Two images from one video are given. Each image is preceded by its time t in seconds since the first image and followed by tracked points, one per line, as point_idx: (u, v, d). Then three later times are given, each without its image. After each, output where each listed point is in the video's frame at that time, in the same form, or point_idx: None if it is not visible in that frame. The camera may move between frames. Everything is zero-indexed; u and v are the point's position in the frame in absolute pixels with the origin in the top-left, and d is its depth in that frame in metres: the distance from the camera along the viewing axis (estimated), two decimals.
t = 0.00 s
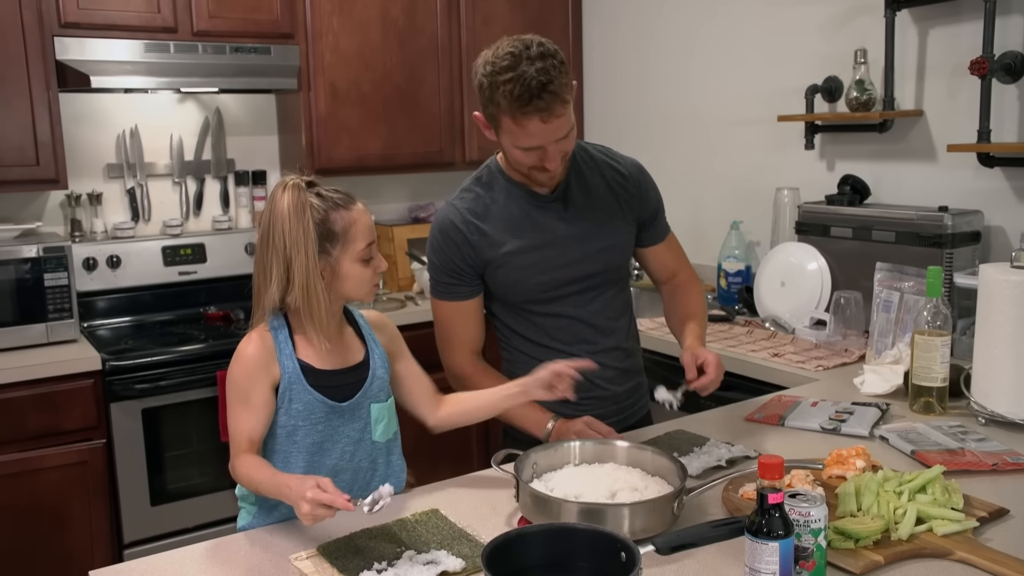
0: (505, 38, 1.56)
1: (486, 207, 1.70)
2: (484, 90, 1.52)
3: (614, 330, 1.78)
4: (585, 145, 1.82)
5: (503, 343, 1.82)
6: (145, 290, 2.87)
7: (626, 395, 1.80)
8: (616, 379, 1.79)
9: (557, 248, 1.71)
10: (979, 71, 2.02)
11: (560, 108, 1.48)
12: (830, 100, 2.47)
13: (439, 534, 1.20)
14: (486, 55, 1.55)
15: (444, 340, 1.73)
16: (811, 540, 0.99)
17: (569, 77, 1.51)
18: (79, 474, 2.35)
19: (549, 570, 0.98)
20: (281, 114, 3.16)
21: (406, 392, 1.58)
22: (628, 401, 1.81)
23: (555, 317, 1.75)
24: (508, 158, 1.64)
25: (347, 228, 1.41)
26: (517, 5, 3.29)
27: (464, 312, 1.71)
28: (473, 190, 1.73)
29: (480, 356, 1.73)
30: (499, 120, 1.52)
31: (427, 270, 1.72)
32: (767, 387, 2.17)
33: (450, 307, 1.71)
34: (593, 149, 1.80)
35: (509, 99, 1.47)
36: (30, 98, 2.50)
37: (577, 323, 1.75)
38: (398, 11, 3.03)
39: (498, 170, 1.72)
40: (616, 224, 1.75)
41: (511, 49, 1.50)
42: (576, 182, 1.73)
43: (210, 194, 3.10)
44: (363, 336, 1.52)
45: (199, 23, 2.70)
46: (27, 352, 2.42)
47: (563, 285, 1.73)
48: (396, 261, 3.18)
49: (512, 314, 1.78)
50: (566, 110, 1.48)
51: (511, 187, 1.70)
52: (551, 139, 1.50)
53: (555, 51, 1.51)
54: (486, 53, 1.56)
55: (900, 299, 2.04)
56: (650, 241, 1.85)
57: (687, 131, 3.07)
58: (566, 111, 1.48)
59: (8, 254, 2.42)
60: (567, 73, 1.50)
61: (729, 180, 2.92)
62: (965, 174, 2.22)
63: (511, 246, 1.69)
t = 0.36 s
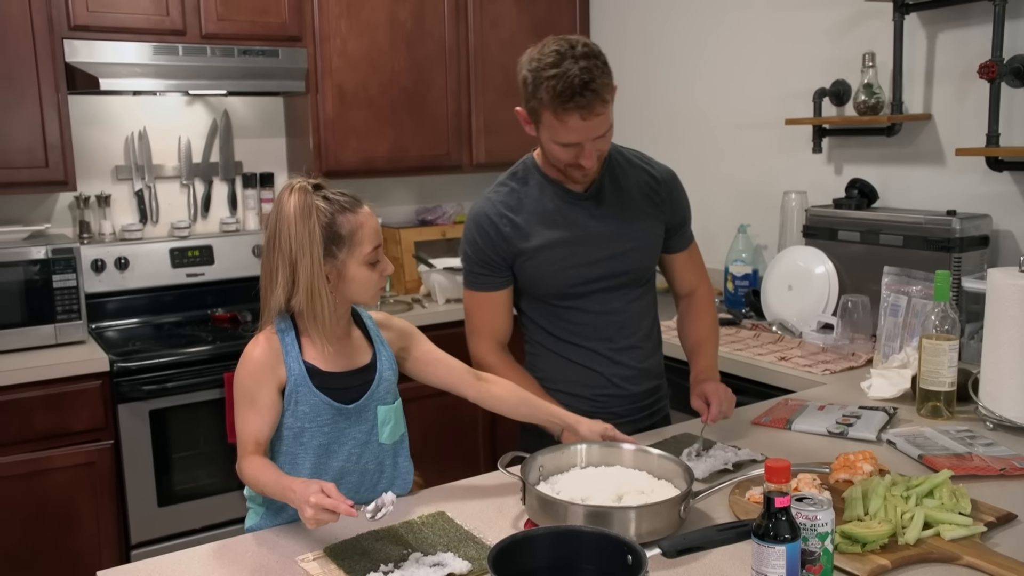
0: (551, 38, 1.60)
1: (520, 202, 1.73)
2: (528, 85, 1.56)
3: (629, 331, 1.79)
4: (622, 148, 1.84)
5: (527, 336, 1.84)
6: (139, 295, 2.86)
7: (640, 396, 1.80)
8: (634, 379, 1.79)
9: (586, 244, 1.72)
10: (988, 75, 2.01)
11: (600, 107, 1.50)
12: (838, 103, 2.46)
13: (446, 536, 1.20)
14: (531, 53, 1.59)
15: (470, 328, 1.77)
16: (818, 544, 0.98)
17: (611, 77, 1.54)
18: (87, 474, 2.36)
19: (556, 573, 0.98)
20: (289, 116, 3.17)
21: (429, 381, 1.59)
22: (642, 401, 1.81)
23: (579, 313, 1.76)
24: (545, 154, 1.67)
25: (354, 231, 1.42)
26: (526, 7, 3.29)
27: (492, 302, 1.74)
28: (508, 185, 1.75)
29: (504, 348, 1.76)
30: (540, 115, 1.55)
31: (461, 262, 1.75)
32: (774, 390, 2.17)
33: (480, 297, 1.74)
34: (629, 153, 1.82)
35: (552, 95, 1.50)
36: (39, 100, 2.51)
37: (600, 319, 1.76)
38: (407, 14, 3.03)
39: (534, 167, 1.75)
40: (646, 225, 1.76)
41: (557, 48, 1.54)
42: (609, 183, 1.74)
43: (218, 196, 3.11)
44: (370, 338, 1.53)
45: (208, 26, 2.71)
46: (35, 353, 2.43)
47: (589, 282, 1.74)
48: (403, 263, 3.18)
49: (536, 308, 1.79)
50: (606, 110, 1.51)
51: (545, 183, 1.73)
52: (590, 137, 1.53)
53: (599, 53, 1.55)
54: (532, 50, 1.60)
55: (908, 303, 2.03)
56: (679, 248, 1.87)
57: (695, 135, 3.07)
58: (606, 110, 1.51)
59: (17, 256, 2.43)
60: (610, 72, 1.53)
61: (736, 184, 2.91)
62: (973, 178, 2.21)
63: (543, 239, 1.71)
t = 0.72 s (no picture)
0: (578, 34, 1.60)
1: (539, 193, 1.73)
2: (553, 78, 1.56)
3: (639, 325, 1.78)
4: (643, 145, 1.84)
5: (542, 329, 1.85)
6: (152, 291, 2.88)
7: (647, 391, 1.80)
8: (642, 374, 1.79)
9: (602, 238, 1.73)
10: (991, 73, 2.01)
11: (623, 102, 1.51)
12: (841, 101, 2.47)
13: (449, 533, 1.20)
14: (558, 47, 1.60)
15: (490, 317, 1.77)
16: (822, 540, 0.99)
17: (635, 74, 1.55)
18: (89, 472, 2.36)
19: (561, 569, 0.98)
20: (291, 113, 3.17)
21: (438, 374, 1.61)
22: (649, 396, 1.81)
23: (592, 306, 1.76)
24: (566, 147, 1.67)
25: (361, 229, 1.42)
26: (528, 4, 3.29)
27: (511, 292, 1.75)
28: (528, 177, 1.76)
29: (523, 338, 1.76)
30: (563, 107, 1.55)
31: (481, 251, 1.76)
32: (776, 387, 2.17)
33: (500, 287, 1.75)
34: (650, 150, 1.82)
35: (576, 88, 1.51)
36: (40, 96, 2.51)
37: (610, 313, 1.76)
38: (409, 11, 3.03)
39: (555, 160, 1.75)
40: (662, 221, 1.76)
41: (584, 42, 1.55)
42: (628, 178, 1.75)
43: (220, 193, 3.11)
44: (374, 335, 1.53)
45: (209, 22, 2.71)
46: (37, 350, 2.43)
47: (604, 275, 1.74)
48: (405, 260, 3.19)
49: (550, 300, 1.80)
50: (629, 105, 1.52)
51: (565, 177, 1.73)
52: (612, 132, 1.54)
53: (626, 50, 1.56)
54: (558, 45, 1.60)
55: (911, 301, 2.04)
56: (697, 247, 1.87)
57: (697, 132, 3.07)
58: (628, 106, 1.52)
59: (19, 252, 2.43)
60: (634, 69, 1.54)
61: (738, 181, 2.91)
62: (976, 176, 2.21)
63: (560, 232, 1.72)
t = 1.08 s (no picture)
0: (580, 28, 1.60)
1: (541, 185, 1.73)
2: (556, 70, 1.56)
3: (639, 318, 1.78)
4: (644, 138, 1.84)
5: (541, 321, 1.85)
6: (144, 284, 2.86)
7: (646, 383, 1.80)
8: (641, 366, 1.79)
9: (603, 231, 1.72)
10: (984, 66, 2.01)
11: (625, 95, 1.51)
12: (834, 94, 2.47)
13: (446, 527, 1.20)
14: (562, 40, 1.59)
15: (490, 308, 1.76)
16: (820, 533, 0.99)
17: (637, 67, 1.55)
18: (81, 466, 2.35)
19: (559, 563, 0.98)
20: (283, 106, 3.15)
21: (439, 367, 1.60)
22: (649, 388, 1.81)
23: (593, 298, 1.76)
24: (568, 140, 1.67)
25: (364, 221, 1.42)
26: None
27: (512, 283, 1.74)
28: (530, 169, 1.75)
29: (522, 330, 1.75)
30: (565, 99, 1.55)
31: (482, 242, 1.75)
32: (771, 380, 2.18)
33: (502, 279, 1.74)
34: (652, 144, 1.82)
35: (579, 79, 1.50)
36: (29, 89, 2.49)
37: (609, 306, 1.76)
38: (402, 3, 3.02)
39: (557, 152, 1.75)
40: (663, 214, 1.76)
41: (588, 35, 1.54)
42: (629, 171, 1.74)
43: (212, 186, 3.09)
44: (379, 329, 1.52)
45: (201, 14, 2.69)
46: (28, 345, 2.41)
47: (604, 268, 1.74)
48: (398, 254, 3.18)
49: (550, 292, 1.79)
50: (631, 98, 1.52)
51: (566, 168, 1.73)
52: (613, 124, 1.53)
53: (629, 43, 1.56)
54: (561, 38, 1.60)
55: (904, 294, 2.04)
56: (698, 241, 1.87)
57: (691, 125, 3.07)
58: (630, 99, 1.52)
59: (9, 246, 2.42)
60: (637, 62, 1.53)
61: (732, 174, 2.91)
62: (969, 169, 2.22)
63: (561, 223, 1.71)
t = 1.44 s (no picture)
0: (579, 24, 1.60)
1: (536, 181, 1.72)
2: (556, 65, 1.55)
3: (633, 315, 1.78)
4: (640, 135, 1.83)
5: (534, 318, 1.84)
6: (133, 280, 2.84)
7: (640, 381, 1.80)
8: (635, 364, 1.79)
9: (598, 227, 1.72)
10: (976, 66, 2.02)
11: (625, 90, 1.50)
12: (827, 93, 2.46)
13: (439, 527, 1.19)
14: (562, 36, 1.58)
15: (482, 305, 1.75)
16: (814, 533, 0.99)
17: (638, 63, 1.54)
18: (69, 463, 2.33)
19: (553, 562, 0.97)
20: (274, 101, 3.13)
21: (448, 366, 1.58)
22: (643, 387, 1.81)
23: (587, 295, 1.76)
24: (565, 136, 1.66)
25: (386, 219, 1.40)
26: None
27: (505, 280, 1.74)
28: (526, 165, 1.74)
29: (515, 327, 1.74)
30: (565, 94, 1.54)
31: (476, 238, 1.75)
32: (763, 379, 2.18)
33: (496, 275, 1.73)
34: (648, 141, 1.81)
35: (579, 74, 1.50)
36: (18, 82, 2.47)
37: (603, 303, 1.76)
38: None
39: (552, 148, 1.74)
40: (659, 211, 1.76)
41: (588, 30, 1.54)
42: (625, 168, 1.74)
43: (202, 181, 3.07)
44: (399, 328, 1.51)
45: (192, 8, 2.67)
46: (17, 340, 2.39)
47: (599, 265, 1.74)
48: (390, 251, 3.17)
49: (544, 290, 1.79)
50: (631, 94, 1.51)
51: (562, 165, 1.72)
52: (612, 120, 1.52)
53: (629, 39, 1.55)
54: (560, 34, 1.60)
55: (896, 293, 2.04)
56: (691, 239, 1.87)
57: (684, 122, 3.06)
58: (630, 94, 1.51)
59: None
60: (637, 58, 1.53)
61: (725, 172, 2.91)
62: (960, 169, 2.22)
63: (557, 220, 1.71)
